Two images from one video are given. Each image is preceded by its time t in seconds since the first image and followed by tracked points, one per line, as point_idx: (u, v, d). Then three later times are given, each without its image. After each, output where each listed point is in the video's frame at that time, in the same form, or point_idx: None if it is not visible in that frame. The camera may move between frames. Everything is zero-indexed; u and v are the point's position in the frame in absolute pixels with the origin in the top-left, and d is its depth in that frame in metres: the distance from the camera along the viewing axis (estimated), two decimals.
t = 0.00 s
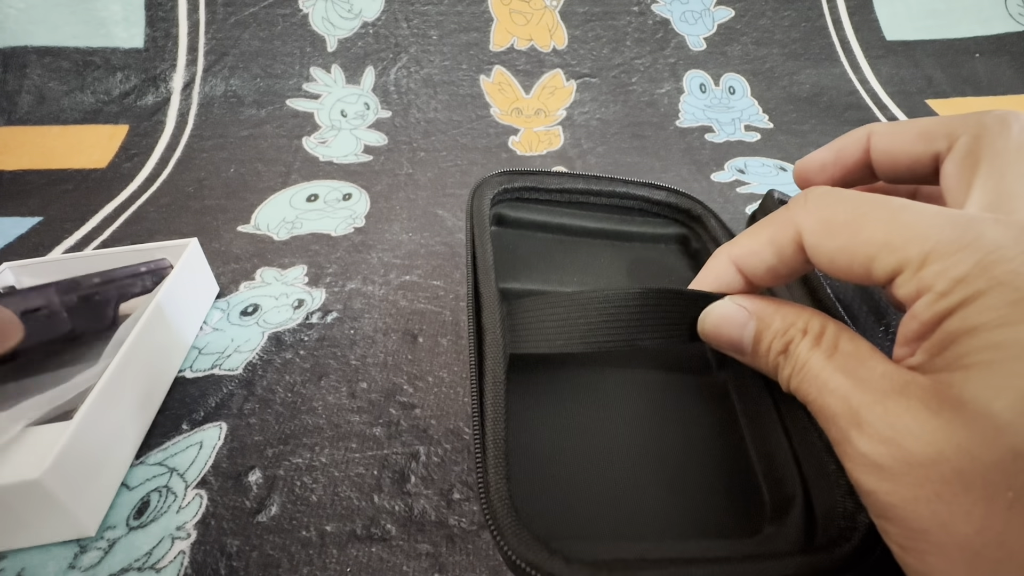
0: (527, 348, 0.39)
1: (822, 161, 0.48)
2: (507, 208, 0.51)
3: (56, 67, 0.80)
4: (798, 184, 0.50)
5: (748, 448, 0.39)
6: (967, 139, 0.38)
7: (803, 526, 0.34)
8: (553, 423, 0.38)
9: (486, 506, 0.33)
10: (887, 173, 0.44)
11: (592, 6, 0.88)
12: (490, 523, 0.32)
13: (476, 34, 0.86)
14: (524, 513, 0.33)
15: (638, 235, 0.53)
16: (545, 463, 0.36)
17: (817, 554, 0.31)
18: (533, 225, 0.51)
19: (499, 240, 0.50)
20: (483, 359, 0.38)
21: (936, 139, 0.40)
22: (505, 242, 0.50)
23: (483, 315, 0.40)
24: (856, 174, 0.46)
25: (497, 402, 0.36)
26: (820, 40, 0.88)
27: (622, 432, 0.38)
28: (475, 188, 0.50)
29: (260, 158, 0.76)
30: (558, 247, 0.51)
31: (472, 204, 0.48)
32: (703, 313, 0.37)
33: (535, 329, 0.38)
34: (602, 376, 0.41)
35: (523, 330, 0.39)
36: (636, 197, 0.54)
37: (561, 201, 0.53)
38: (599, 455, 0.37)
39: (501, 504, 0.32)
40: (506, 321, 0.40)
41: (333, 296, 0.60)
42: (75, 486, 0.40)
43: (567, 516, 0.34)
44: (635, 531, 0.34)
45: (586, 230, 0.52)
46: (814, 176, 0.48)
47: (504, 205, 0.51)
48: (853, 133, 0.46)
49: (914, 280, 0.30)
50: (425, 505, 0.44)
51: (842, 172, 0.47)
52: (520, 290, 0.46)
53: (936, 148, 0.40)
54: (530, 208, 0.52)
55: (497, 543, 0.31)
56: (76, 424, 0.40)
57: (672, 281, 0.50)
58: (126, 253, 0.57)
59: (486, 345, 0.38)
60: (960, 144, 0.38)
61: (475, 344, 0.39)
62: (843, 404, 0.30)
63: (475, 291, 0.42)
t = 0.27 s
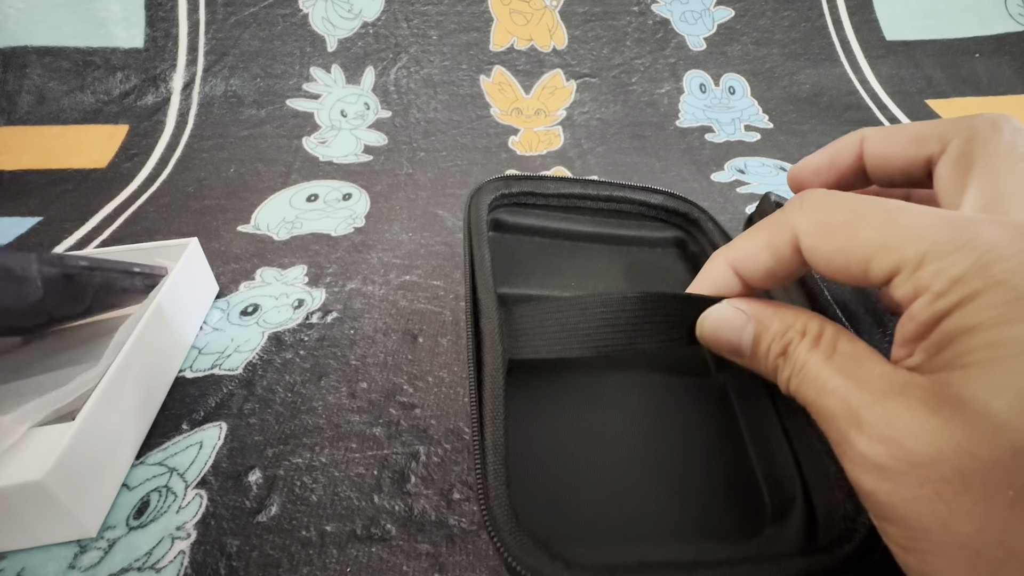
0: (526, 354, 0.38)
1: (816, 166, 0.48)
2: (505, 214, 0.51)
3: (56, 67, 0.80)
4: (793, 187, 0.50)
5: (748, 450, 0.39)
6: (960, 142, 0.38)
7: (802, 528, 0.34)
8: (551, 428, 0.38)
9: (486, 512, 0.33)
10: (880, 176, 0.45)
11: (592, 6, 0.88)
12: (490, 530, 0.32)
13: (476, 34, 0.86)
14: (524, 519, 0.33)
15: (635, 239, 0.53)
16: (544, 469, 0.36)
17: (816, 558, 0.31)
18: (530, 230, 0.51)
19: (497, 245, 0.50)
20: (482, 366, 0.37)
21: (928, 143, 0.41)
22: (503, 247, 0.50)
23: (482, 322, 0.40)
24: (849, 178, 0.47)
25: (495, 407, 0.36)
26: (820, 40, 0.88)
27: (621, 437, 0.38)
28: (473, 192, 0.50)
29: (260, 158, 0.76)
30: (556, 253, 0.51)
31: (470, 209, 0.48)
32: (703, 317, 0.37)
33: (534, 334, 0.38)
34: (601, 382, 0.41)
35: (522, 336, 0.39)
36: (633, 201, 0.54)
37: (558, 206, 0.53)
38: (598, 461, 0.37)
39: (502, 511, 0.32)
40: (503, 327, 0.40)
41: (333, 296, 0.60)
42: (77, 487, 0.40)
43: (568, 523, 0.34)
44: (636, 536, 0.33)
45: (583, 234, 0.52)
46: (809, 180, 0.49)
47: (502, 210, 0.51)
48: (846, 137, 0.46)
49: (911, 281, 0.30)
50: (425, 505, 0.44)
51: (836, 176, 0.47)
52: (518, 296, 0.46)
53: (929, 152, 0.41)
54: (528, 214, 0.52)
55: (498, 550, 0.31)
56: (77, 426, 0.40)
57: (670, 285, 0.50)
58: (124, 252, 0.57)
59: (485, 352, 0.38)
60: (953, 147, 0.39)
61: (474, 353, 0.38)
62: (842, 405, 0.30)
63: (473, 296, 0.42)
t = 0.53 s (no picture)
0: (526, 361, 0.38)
1: (811, 173, 0.48)
2: (505, 220, 0.51)
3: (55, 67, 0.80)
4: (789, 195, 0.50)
5: (749, 455, 0.39)
6: (955, 148, 0.38)
7: (803, 532, 0.34)
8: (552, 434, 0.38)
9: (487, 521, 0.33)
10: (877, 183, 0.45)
11: (592, 6, 0.88)
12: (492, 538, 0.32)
13: (476, 34, 0.86)
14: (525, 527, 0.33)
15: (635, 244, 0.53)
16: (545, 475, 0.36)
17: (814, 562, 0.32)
18: (530, 237, 0.51)
19: (497, 251, 0.50)
20: (483, 375, 0.37)
21: (924, 149, 0.41)
22: (503, 253, 0.50)
23: (482, 330, 0.40)
24: (846, 185, 0.46)
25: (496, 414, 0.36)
26: (820, 40, 0.88)
27: (623, 443, 0.38)
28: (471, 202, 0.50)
29: (260, 158, 0.76)
30: (556, 258, 0.51)
31: (470, 217, 0.48)
32: (702, 324, 0.37)
33: (535, 343, 0.38)
34: (602, 388, 0.41)
35: (524, 343, 0.39)
36: (632, 206, 0.54)
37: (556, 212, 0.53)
38: (599, 467, 0.37)
39: (503, 517, 0.33)
40: (505, 334, 0.40)
41: (333, 296, 0.60)
42: (81, 489, 0.41)
43: (571, 530, 0.34)
44: (636, 542, 0.33)
45: (583, 240, 0.52)
46: (806, 188, 0.48)
47: (502, 217, 0.51)
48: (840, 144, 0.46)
49: (910, 286, 0.30)
50: (425, 505, 0.44)
51: (832, 182, 0.47)
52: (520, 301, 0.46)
53: (924, 158, 0.41)
54: (528, 220, 0.52)
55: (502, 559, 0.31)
56: (80, 429, 0.40)
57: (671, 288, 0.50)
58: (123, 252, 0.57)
59: (486, 359, 0.38)
60: (948, 153, 0.39)
61: (475, 361, 0.38)
62: (842, 409, 0.30)
63: (473, 303, 0.42)
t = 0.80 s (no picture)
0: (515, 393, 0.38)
1: (785, 205, 0.47)
2: (491, 256, 0.51)
3: (55, 67, 0.80)
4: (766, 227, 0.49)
5: (743, 475, 0.38)
6: (919, 176, 0.38)
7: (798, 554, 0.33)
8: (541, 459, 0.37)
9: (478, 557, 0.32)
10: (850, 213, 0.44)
11: (592, 6, 0.88)
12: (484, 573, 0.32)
13: (476, 34, 0.86)
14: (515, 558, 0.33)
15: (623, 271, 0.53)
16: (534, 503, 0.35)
17: None
18: (517, 269, 0.51)
19: (484, 284, 0.49)
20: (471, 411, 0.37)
21: (890, 179, 0.40)
22: (490, 286, 0.49)
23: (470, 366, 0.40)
24: (821, 217, 0.46)
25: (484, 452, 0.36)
26: (820, 40, 0.88)
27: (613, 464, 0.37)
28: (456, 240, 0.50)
29: (260, 158, 0.76)
30: (544, 289, 0.50)
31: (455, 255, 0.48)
32: (685, 350, 0.38)
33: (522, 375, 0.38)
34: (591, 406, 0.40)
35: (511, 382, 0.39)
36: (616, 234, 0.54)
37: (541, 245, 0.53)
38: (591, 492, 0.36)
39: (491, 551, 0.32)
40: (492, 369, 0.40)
41: (333, 296, 0.60)
42: (82, 487, 0.41)
43: (560, 560, 0.33)
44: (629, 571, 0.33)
45: (570, 270, 0.52)
46: (781, 219, 0.48)
47: (486, 253, 0.51)
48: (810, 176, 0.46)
49: (880, 310, 0.30)
50: (425, 505, 0.44)
51: (804, 214, 0.46)
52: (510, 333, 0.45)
53: (890, 188, 0.40)
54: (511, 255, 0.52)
55: None
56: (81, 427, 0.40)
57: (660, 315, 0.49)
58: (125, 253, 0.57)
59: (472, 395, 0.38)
60: (914, 181, 0.38)
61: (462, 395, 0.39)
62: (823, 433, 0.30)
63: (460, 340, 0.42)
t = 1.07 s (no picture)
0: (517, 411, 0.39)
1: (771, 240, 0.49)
2: (498, 285, 0.51)
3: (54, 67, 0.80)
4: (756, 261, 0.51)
5: (743, 489, 0.38)
6: (892, 211, 0.40)
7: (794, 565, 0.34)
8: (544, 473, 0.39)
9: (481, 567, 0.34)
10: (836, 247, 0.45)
11: (592, 6, 0.88)
12: None
13: (476, 35, 0.86)
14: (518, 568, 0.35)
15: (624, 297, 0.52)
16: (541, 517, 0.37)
17: None
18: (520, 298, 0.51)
19: (489, 314, 0.49)
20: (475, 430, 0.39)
21: (865, 213, 0.42)
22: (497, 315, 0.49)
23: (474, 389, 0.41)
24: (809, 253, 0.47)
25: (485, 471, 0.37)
26: (820, 40, 0.88)
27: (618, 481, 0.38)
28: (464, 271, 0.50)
29: (260, 158, 0.76)
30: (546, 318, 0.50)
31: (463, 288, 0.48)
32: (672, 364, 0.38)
33: (524, 398, 0.39)
34: (593, 425, 0.41)
35: (511, 398, 0.40)
36: (621, 260, 0.53)
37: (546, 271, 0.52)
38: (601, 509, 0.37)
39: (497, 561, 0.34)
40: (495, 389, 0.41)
41: (333, 296, 0.60)
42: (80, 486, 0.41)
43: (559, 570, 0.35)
44: None
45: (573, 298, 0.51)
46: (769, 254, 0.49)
47: (493, 281, 0.51)
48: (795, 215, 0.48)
49: (852, 324, 0.34)
50: (425, 505, 0.44)
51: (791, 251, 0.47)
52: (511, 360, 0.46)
53: (867, 221, 0.42)
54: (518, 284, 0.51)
55: None
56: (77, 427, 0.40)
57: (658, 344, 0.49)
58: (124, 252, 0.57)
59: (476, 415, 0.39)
60: (886, 216, 0.40)
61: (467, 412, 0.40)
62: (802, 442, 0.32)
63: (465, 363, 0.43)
